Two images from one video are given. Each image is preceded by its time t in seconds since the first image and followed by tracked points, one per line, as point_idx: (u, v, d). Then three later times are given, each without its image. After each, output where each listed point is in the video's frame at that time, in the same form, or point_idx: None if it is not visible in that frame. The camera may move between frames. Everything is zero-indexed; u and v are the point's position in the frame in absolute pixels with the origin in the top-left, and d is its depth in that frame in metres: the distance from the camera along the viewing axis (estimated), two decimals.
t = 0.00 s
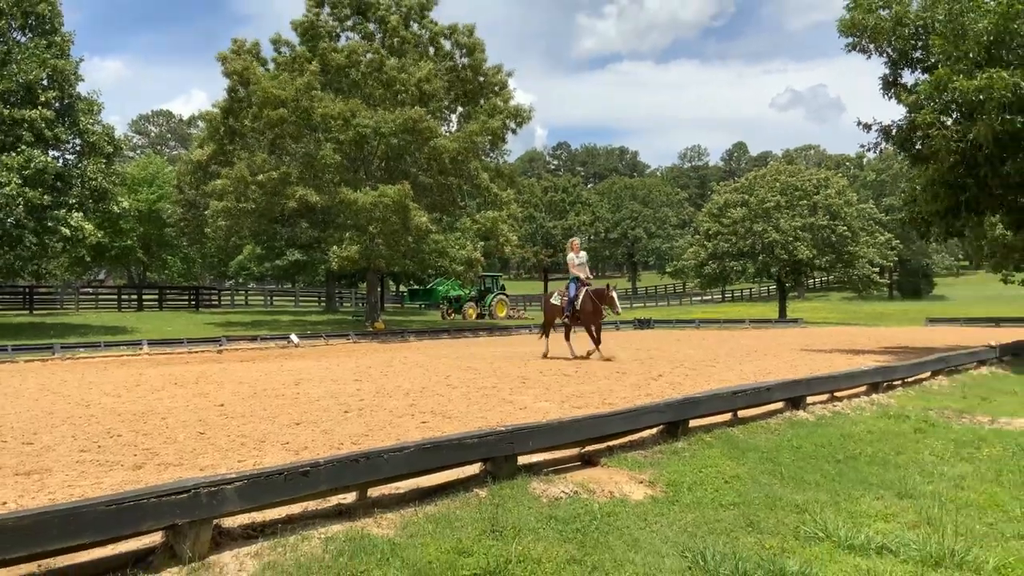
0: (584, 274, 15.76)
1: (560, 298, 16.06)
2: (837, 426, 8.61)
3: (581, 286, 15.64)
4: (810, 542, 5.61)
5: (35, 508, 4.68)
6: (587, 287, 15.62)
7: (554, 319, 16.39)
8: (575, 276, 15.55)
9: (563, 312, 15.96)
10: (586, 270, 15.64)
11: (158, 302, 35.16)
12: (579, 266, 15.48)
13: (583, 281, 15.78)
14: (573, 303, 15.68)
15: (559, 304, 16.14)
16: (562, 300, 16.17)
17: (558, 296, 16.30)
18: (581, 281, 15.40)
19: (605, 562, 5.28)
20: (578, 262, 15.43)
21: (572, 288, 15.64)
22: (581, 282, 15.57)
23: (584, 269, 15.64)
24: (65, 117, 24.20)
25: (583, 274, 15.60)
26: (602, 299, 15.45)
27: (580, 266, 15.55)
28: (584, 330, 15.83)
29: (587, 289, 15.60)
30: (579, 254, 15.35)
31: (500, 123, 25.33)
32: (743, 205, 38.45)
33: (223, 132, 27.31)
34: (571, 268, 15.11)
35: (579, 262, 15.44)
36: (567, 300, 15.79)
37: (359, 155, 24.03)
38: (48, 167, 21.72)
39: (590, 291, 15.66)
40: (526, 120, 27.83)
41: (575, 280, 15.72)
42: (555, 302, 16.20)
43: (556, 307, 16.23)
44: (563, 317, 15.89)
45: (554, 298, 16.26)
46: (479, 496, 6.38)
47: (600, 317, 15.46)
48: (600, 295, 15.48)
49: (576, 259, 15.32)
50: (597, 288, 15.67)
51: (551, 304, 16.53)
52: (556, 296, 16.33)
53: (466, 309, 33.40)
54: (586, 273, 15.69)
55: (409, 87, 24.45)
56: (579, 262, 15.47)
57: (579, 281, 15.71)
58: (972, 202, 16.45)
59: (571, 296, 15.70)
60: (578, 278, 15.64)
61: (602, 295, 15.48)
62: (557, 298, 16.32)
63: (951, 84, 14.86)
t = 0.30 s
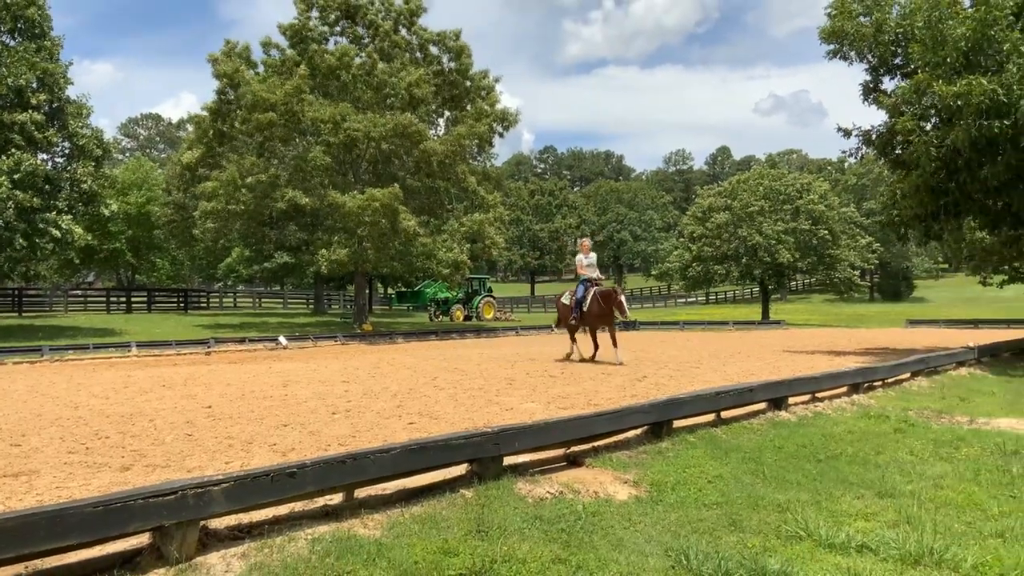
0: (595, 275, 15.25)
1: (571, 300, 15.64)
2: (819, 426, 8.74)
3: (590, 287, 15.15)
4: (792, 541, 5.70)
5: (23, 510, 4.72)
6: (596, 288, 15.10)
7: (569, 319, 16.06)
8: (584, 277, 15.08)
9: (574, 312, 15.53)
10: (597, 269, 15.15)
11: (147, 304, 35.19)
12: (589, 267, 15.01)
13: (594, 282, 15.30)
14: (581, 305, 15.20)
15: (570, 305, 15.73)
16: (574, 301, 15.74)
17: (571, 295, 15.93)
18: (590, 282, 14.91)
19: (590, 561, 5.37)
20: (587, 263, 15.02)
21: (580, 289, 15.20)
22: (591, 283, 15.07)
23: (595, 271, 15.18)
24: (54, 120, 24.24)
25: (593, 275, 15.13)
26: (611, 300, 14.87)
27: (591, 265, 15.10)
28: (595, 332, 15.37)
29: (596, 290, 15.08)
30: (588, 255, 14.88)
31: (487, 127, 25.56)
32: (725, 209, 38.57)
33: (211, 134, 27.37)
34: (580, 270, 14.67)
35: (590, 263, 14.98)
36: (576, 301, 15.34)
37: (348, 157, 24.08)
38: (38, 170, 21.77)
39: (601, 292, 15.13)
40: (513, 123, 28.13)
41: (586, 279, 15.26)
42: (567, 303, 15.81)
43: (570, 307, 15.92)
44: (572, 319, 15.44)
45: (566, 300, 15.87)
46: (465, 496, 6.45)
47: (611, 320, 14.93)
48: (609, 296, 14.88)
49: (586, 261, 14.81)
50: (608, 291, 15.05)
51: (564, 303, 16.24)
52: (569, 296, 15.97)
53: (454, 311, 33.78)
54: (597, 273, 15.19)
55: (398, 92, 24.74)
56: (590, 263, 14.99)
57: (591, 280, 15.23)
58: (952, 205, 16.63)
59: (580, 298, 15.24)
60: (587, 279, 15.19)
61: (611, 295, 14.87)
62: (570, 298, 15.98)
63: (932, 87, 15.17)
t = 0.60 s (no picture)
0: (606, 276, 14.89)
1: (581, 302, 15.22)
2: (808, 428, 8.78)
3: (600, 288, 14.74)
4: (780, 543, 5.73)
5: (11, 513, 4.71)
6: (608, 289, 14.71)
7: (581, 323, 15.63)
8: (594, 277, 14.69)
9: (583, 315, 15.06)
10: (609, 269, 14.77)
11: (137, 306, 35.14)
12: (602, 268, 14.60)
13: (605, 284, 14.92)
14: (592, 307, 14.75)
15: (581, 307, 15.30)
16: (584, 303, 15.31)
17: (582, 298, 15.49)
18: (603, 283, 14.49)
19: (579, 563, 5.38)
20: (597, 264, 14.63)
21: (590, 290, 14.77)
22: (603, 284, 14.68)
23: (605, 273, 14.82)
24: (43, 122, 24.21)
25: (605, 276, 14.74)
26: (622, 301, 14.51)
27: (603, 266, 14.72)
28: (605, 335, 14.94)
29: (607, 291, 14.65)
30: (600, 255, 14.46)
31: (477, 129, 25.66)
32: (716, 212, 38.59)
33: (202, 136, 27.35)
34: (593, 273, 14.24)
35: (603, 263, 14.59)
36: (586, 304, 14.91)
37: (339, 159, 24.06)
38: (28, 172, 21.76)
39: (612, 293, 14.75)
40: (504, 126, 28.21)
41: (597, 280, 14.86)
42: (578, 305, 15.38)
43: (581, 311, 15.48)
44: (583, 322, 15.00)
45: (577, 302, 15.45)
46: (455, 499, 6.46)
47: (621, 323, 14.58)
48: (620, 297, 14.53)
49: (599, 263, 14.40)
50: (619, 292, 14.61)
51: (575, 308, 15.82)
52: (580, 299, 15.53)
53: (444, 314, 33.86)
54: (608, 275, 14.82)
55: (389, 93, 24.64)
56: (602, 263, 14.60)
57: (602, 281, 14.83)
58: (941, 208, 16.68)
59: (590, 300, 14.81)
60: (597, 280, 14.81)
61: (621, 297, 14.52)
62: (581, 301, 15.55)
63: (920, 91, 15.25)
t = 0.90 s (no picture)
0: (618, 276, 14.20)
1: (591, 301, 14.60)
2: (802, 429, 8.79)
3: (610, 288, 13.94)
4: (775, 544, 5.73)
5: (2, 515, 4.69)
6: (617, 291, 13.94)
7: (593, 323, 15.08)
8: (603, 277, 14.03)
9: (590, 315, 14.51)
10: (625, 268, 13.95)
11: (131, 308, 35.09)
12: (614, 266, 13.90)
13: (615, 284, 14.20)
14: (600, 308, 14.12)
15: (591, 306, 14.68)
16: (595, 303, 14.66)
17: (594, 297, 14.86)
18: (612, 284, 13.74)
19: (574, 565, 5.38)
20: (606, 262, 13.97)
21: (600, 290, 14.11)
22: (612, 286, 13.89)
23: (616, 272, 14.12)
24: (37, 124, 24.17)
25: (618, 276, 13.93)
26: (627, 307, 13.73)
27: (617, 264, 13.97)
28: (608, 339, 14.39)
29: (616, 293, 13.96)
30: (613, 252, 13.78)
31: (472, 131, 25.67)
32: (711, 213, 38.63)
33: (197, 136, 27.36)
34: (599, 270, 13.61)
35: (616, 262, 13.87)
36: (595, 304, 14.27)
37: (334, 160, 23.97)
38: (21, 173, 21.75)
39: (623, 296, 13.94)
40: (498, 127, 28.22)
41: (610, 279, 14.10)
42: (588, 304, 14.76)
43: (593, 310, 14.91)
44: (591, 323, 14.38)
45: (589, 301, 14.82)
46: (450, 501, 6.45)
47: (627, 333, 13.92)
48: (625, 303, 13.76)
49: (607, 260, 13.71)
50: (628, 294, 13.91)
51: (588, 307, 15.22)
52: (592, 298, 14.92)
53: (439, 316, 33.90)
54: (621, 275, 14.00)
55: (382, 94, 24.59)
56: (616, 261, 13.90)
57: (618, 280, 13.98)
58: (936, 210, 16.70)
59: (599, 301, 14.16)
60: (609, 278, 14.05)
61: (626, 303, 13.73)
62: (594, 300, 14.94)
63: (914, 93, 15.26)
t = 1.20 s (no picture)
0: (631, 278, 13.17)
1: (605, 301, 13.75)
2: (801, 431, 8.79)
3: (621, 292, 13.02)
4: (774, 546, 5.73)
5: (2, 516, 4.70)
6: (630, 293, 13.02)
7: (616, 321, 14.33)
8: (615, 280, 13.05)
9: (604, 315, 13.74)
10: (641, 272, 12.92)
11: (131, 308, 35.11)
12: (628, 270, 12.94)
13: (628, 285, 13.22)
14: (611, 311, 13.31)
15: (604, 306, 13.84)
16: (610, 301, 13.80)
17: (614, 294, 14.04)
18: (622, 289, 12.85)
19: (573, 566, 5.38)
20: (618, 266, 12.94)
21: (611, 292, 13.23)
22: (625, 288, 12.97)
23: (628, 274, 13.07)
24: (37, 125, 24.15)
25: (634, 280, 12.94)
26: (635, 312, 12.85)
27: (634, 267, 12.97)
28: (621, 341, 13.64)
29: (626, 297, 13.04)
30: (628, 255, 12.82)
31: (472, 131, 25.69)
32: (710, 215, 38.69)
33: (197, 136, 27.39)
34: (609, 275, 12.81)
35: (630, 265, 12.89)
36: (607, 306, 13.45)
37: (333, 161, 23.90)
38: (20, 175, 21.78)
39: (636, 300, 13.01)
40: (498, 129, 28.23)
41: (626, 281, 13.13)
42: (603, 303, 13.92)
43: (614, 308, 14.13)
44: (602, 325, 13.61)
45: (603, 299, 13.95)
46: (449, 501, 6.45)
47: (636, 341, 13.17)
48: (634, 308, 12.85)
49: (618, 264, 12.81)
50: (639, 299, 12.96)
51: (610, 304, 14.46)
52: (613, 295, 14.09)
53: (438, 316, 33.96)
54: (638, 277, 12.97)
55: (381, 95, 24.57)
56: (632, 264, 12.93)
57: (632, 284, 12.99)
58: (935, 211, 16.68)
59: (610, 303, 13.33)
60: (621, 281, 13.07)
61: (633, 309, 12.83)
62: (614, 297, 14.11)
63: (913, 94, 15.24)
